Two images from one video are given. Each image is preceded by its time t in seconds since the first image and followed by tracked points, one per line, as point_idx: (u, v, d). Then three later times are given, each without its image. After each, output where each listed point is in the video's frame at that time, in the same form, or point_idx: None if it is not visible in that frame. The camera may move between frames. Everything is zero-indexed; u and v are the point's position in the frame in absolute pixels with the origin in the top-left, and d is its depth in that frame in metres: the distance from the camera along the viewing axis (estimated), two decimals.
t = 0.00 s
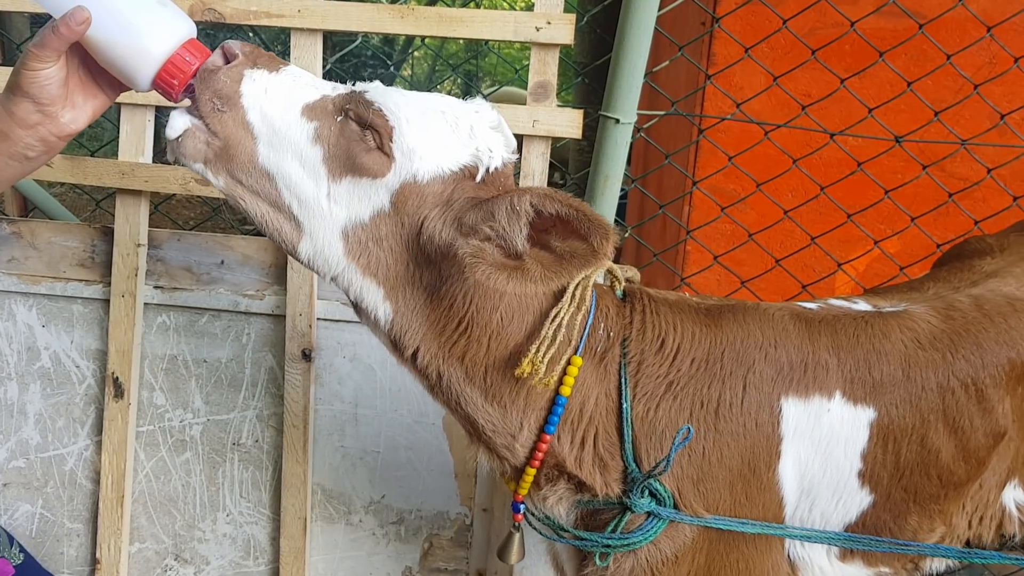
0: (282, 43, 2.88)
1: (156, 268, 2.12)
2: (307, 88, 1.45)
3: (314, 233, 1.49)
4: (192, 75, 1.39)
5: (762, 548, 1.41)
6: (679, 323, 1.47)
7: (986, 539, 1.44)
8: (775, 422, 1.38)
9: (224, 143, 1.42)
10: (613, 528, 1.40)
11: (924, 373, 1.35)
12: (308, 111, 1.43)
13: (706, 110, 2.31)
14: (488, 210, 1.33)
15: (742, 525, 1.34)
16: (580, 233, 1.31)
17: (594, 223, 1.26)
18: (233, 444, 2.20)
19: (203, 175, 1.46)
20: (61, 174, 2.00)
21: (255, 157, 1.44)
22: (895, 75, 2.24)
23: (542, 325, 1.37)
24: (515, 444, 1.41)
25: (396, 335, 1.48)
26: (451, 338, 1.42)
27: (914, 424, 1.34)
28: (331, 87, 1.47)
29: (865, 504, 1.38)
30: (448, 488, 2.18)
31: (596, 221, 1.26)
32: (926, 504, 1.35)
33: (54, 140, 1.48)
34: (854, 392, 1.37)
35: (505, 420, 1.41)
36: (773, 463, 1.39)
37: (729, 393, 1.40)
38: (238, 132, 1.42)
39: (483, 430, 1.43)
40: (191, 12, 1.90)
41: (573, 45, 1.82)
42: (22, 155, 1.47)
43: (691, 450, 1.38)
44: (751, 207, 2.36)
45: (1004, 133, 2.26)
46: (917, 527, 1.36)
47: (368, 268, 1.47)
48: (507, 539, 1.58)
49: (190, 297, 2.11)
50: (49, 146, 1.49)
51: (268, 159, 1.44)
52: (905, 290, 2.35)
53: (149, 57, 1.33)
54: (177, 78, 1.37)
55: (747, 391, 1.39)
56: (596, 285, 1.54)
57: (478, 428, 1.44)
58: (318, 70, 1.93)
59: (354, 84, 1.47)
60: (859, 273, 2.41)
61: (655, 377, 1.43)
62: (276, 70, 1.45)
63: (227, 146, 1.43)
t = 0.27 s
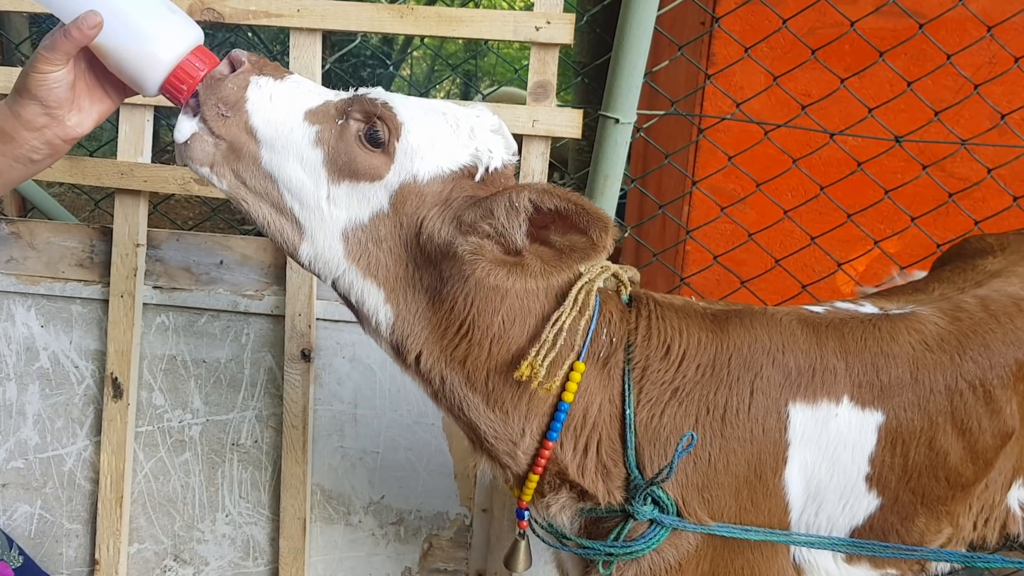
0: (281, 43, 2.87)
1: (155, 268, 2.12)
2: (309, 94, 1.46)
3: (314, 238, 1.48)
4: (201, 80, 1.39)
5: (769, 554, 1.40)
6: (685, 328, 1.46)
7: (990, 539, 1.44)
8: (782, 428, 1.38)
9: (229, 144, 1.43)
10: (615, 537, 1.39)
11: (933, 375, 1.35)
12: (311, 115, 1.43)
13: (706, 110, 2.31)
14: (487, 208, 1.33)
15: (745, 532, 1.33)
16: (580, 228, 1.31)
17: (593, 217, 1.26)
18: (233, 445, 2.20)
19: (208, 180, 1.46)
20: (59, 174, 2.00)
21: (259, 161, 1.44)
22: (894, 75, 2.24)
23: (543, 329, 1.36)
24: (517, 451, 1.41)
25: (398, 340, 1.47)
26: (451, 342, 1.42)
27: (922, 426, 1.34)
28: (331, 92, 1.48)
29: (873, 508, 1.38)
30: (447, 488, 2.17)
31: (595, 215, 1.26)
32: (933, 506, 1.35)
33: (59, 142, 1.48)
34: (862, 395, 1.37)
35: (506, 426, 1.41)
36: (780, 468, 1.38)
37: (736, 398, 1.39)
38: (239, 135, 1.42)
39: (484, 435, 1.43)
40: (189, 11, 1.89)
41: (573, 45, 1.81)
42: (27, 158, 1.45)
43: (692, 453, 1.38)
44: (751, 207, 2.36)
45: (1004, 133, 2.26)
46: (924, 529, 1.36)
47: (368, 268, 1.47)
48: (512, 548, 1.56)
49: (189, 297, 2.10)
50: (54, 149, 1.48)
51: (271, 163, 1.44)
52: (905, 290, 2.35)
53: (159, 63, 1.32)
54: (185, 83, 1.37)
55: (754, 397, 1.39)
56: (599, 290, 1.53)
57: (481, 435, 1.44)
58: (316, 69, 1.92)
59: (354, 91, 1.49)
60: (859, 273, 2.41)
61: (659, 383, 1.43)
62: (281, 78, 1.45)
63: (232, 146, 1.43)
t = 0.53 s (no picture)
0: (281, 43, 2.87)
1: (154, 268, 2.12)
2: (308, 94, 1.46)
3: (314, 237, 1.48)
4: (202, 77, 1.37)
5: (766, 549, 1.41)
6: (682, 326, 1.46)
7: (992, 539, 1.45)
8: (779, 425, 1.38)
9: (229, 137, 1.41)
10: (613, 530, 1.39)
11: (932, 373, 1.35)
12: (311, 115, 1.43)
13: (705, 109, 2.31)
14: (488, 211, 1.33)
15: (742, 527, 1.33)
16: (580, 234, 1.30)
17: (593, 222, 1.26)
18: (232, 444, 2.19)
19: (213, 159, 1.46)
20: (59, 174, 1.99)
21: (259, 155, 1.43)
22: (894, 74, 2.24)
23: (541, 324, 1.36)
24: (516, 445, 1.41)
25: (397, 337, 1.47)
26: (450, 339, 1.42)
27: (922, 424, 1.34)
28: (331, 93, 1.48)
29: (872, 506, 1.38)
30: (447, 488, 2.17)
31: (594, 222, 1.26)
32: (934, 504, 1.35)
33: (61, 142, 1.47)
34: (861, 393, 1.37)
35: (506, 419, 1.41)
36: (777, 465, 1.38)
37: (733, 395, 1.39)
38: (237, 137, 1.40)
39: (485, 429, 1.43)
40: (189, 11, 1.89)
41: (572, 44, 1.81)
42: (29, 158, 1.46)
43: (691, 449, 1.38)
44: (750, 206, 2.36)
45: (1003, 132, 2.26)
46: (925, 527, 1.36)
47: (368, 267, 1.46)
48: (511, 542, 1.57)
49: (188, 297, 2.10)
50: (57, 149, 1.48)
51: (271, 158, 1.43)
52: (905, 289, 2.35)
53: (158, 59, 1.31)
54: (186, 79, 1.35)
55: (751, 393, 1.39)
56: (598, 286, 1.53)
57: (481, 428, 1.44)
58: (316, 69, 1.92)
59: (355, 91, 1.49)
60: (859, 272, 2.41)
61: (656, 379, 1.43)
62: (281, 78, 1.45)
63: (232, 139, 1.41)
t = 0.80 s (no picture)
0: (280, 42, 2.87)
1: (153, 267, 2.11)
2: (311, 90, 1.45)
3: (318, 230, 1.47)
4: (201, 76, 1.37)
5: (764, 548, 1.41)
6: (680, 323, 1.46)
7: (994, 541, 1.45)
8: (777, 423, 1.38)
9: (231, 135, 1.41)
10: (612, 526, 1.39)
11: (932, 373, 1.35)
12: (314, 110, 1.43)
13: (705, 109, 2.31)
14: (498, 205, 1.32)
15: (741, 524, 1.34)
16: (591, 228, 1.29)
17: (603, 218, 1.25)
18: (231, 444, 2.19)
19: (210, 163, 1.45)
20: (57, 173, 1.99)
21: (261, 151, 1.43)
22: (893, 74, 2.24)
23: (540, 317, 1.36)
24: (517, 439, 1.40)
25: (400, 330, 1.47)
26: (452, 332, 1.42)
27: (922, 425, 1.34)
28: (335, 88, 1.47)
29: (872, 506, 1.38)
30: (446, 488, 2.17)
31: (604, 216, 1.25)
32: (935, 506, 1.35)
33: (61, 139, 1.47)
34: (859, 393, 1.37)
35: (508, 413, 1.40)
36: (775, 464, 1.38)
37: (731, 393, 1.39)
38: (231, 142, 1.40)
39: (485, 423, 1.43)
40: (188, 10, 1.88)
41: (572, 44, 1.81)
42: (30, 155, 1.45)
43: (690, 446, 1.38)
44: (749, 205, 2.36)
45: (1002, 132, 2.26)
46: (926, 529, 1.36)
47: (373, 260, 1.46)
48: (510, 536, 1.56)
49: (187, 297, 2.10)
50: (57, 147, 1.48)
51: (273, 153, 1.43)
52: (904, 289, 2.35)
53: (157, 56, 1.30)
54: (185, 78, 1.34)
55: (748, 391, 1.39)
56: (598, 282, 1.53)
57: (481, 422, 1.43)
58: (315, 69, 1.92)
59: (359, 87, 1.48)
60: (858, 272, 2.41)
61: (654, 375, 1.43)
62: (282, 73, 1.45)
63: (234, 138, 1.41)
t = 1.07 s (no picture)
0: (281, 42, 2.86)
1: (154, 266, 2.11)
2: (304, 100, 1.44)
3: (312, 243, 1.48)
4: (193, 84, 1.38)
5: (771, 553, 1.41)
6: (686, 326, 1.45)
7: (1003, 543, 1.44)
8: (783, 426, 1.38)
9: (225, 149, 1.41)
10: (614, 529, 1.39)
11: (940, 376, 1.34)
12: (307, 121, 1.42)
13: (706, 109, 2.31)
14: (485, 217, 1.31)
15: (743, 527, 1.34)
16: (578, 241, 1.28)
17: (590, 231, 1.24)
18: (232, 443, 2.19)
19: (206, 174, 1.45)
20: (58, 172, 1.98)
21: (255, 164, 1.43)
22: (895, 74, 2.24)
23: (542, 323, 1.36)
24: (520, 444, 1.41)
25: (399, 340, 1.47)
26: (451, 340, 1.42)
27: (929, 427, 1.33)
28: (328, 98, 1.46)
29: (879, 509, 1.37)
30: (447, 488, 2.17)
31: (591, 230, 1.24)
32: (943, 509, 1.34)
33: (60, 143, 1.47)
34: (867, 395, 1.37)
35: (508, 420, 1.41)
36: (781, 467, 1.38)
37: (737, 395, 1.39)
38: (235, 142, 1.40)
39: (488, 428, 1.43)
40: (189, 9, 1.88)
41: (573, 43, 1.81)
42: (28, 159, 1.45)
43: (692, 449, 1.37)
44: (751, 206, 2.35)
45: (1005, 132, 2.26)
46: (934, 532, 1.36)
47: (367, 272, 1.47)
48: (519, 538, 1.56)
49: (188, 296, 2.10)
50: (56, 149, 1.48)
51: (266, 168, 1.43)
52: (906, 289, 2.34)
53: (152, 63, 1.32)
54: (178, 86, 1.36)
55: (755, 393, 1.39)
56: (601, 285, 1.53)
57: (483, 427, 1.44)
58: (316, 68, 1.92)
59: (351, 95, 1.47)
60: (860, 272, 2.41)
61: (659, 378, 1.43)
62: (274, 83, 1.44)
63: (228, 151, 1.42)
